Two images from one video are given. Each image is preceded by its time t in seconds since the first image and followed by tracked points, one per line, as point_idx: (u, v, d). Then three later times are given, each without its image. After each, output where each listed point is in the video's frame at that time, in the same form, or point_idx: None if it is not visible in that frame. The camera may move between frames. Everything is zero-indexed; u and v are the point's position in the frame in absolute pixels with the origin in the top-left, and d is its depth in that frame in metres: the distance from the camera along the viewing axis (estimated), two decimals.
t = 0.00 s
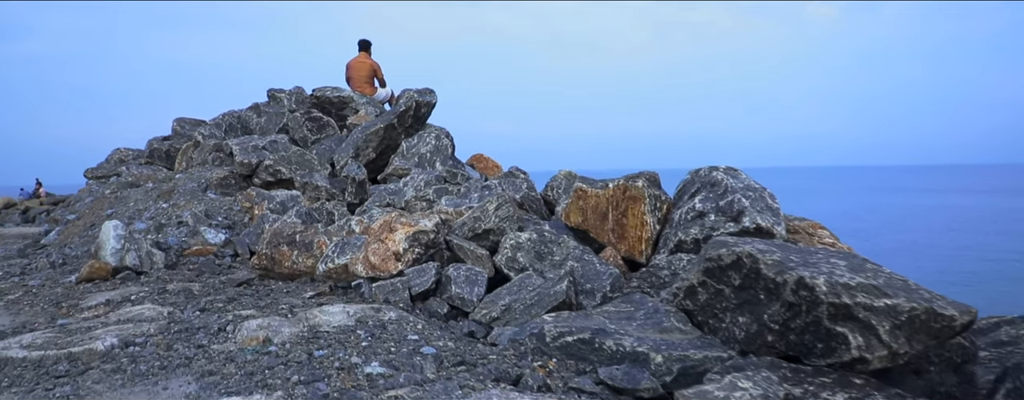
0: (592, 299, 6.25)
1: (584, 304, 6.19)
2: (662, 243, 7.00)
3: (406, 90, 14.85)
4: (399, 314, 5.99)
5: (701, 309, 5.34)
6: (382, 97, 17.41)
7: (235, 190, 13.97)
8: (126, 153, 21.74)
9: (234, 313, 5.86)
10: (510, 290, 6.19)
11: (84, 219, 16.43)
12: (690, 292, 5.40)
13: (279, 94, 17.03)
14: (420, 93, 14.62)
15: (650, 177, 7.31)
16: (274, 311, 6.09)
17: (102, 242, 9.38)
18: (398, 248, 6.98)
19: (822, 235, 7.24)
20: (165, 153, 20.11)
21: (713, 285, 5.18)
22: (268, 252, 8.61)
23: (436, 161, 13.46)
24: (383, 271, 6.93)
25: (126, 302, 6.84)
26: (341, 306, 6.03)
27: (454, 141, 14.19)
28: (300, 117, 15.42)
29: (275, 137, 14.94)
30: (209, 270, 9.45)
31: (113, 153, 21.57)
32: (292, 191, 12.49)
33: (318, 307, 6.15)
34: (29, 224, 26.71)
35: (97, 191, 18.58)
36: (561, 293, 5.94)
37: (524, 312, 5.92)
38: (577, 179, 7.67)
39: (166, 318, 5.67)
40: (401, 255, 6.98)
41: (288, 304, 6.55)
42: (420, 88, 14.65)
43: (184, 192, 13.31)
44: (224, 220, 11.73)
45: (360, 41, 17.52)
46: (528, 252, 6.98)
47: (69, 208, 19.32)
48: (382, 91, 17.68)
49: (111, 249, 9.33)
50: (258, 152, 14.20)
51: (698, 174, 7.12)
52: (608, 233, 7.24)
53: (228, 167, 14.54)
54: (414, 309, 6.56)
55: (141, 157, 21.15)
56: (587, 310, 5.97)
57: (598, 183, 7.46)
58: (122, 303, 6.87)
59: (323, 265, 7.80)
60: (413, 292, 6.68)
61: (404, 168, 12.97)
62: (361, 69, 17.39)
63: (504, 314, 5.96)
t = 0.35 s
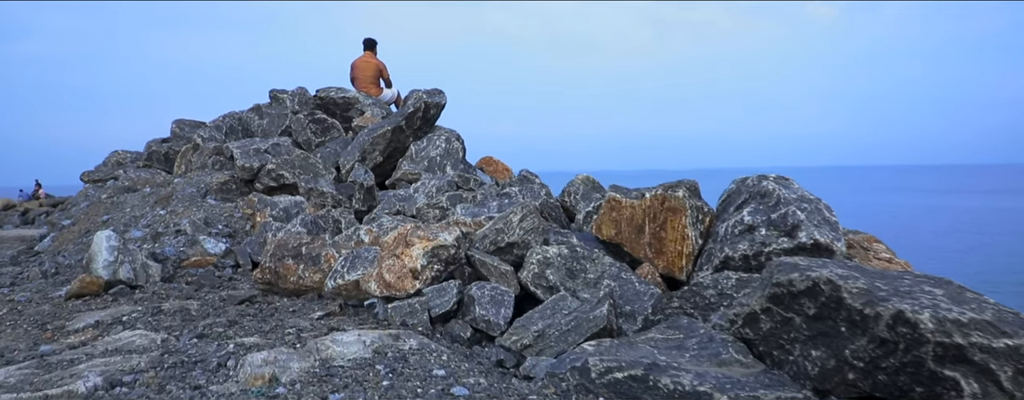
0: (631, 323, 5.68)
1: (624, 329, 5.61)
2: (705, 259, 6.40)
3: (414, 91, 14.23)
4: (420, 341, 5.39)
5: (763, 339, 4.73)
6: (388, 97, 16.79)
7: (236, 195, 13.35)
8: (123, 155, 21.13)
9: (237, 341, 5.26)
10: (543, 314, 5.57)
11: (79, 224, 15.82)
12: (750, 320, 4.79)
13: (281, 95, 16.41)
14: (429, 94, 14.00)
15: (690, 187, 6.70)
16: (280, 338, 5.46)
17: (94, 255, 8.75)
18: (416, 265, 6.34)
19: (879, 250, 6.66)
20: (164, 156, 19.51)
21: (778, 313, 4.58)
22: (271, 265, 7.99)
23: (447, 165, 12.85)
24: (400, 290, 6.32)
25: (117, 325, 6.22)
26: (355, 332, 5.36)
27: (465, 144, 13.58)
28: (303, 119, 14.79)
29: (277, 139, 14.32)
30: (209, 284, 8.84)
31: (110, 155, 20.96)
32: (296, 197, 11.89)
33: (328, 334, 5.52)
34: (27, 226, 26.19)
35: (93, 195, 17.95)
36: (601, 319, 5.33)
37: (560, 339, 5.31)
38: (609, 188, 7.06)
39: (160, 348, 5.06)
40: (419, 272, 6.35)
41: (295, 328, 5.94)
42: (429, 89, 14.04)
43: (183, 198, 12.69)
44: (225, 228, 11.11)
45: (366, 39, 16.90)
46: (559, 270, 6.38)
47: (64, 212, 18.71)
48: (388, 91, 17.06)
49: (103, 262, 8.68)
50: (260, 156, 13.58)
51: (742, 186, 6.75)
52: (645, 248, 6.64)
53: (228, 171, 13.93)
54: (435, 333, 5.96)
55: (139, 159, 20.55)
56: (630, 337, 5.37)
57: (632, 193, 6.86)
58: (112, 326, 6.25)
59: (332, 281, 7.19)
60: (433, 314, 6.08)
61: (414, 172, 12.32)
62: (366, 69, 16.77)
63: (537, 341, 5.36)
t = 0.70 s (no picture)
0: (681, 357, 5.03)
1: (673, 365, 4.95)
2: (756, 282, 5.77)
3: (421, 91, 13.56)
4: (443, 379, 4.75)
5: (842, 382, 4.25)
6: (392, 98, 16.12)
7: (234, 201, 12.69)
8: (120, 158, 20.48)
9: (231, 382, 4.62)
10: (581, 348, 4.90)
11: (72, 230, 15.17)
12: (828, 361, 4.27)
13: (282, 96, 15.73)
14: (437, 95, 13.32)
15: (738, 200, 6.03)
16: (283, 377, 4.80)
17: (80, 271, 8.08)
18: (433, 288, 5.67)
19: (947, 271, 6.01)
20: (161, 159, 18.86)
21: (864, 355, 4.13)
22: (272, 283, 7.33)
23: (456, 170, 12.19)
24: (415, 317, 5.66)
25: (99, 357, 5.57)
26: (368, 371, 4.70)
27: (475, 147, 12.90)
28: (305, 121, 14.11)
29: (278, 143, 13.65)
30: (204, 304, 8.19)
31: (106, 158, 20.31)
32: (298, 205, 11.24)
33: (337, 372, 4.85)
34: (26, 228, 25.64)
35: (87, 200, 17.29)
36: (650, 355, 4.68)
37: (602, 378, 4.66)
38: (646, 200, 6.40)
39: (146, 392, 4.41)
40: (437, 297, 5.68)
41: (298, 361, 5.29)
42: (437, 89, 13.35)
43: (178, 205, 12.04)
44: (223, 238, 10.46)
45: (370, 38, 16.22)
46: (592, 294, 5.73)
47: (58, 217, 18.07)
48: (393, 93, 16.39)
49: (89, 278, 8.01)
50: (260, 161, 12.91)
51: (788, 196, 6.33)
52: (687, 267, 6.00)
53: (226, 176, 13.27)
54: (456, 367, 5.31)
55: (137, 162, 19.89)
56: (681, 375, 4.72)
57: (672, 206, 6.20)
58: (94, 357, 5.60)
59: (339, 303, 6.53)
60: (453, 344, 5.41)
61: (423, 178, 11.58)
62: (370, 69, 16.09)
63: (574, 379, 4.68)
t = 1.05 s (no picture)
0: None
1: None
2: (819, 315, 5.18)
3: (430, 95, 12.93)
4: None
5: None
6: (398, 101, 15.49)
7: (233, 210, 12.05)
8: (116, 162, 19.88)
9: None
10: None
11: (64, 239, 14.53)
12: None
13: (284, 98, 15.08)
14: (447, 98, 12.68)
15: (797, 223, 5.45)
16: None
17: (66, 292, 7.45)
18: (458, 322, 5.03)
19: None
20: (159, 163, 18.24)
21: None
22: (275, 309, 6.69)
23: (468, 178, 11.56)
24: (438, 354, 5.03)
25: None
26: None
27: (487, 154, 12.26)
28: (308, 125, 13.46)
29: (280, 149, 13.00)
30: (201, 330, 7.57)
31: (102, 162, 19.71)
32: (301, 217, 10.60)
33: None
34: (25, 230, 25.07)
35: (81, 206, 16.66)
36: None
37: None
38: (692, 220, 5.80)
39: None
40: (461, 332, 5.03)
41: None
42: (447, 93, 12.71)
43: (174, 215, 11.40)
44: (222, 252, 9.84)
45: (375, 39, 15.58)
46: (638, 328, 5.18)
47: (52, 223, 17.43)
48: (399, 95, 15.76)
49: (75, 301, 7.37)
50: (261, 168, 12.28)
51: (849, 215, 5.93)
52: (739, 298, 5.39)
53: (226, 184, 12.63)
54: None
55: (134, 166, 19.26)
56: None
57: (721, 229, 5.61)
58: None
59: (350, 334, 5.89)
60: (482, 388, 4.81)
61: (434, 187, 10.87)
62: (376, 71, 15.45)
63: None
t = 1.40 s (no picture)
0: None
1: None
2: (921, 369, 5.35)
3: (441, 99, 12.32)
4: None
5: None
6: (406, 105, 14.88)
7: (234, 222, 11.44)
8: (112, 167, 19.27)
9: None
10: None
11: (57, 249, 13.91)
12: None
13: (286, 102, 14.46)
14: (459, 103, 12.05)
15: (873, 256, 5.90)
16: None
17: (51, 319, 6.82)
18: (494, 369, 4.49)
19: None
20: (156, 169, 17.63)
21: None
22: (281, 341, 6.07)
23: (483, 189, 10.95)
24: None
25: None
26: None
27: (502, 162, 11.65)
28: (312, 132, 12.84)
29: (283, 156, 12.38)
30: (200, 360, 6.97)
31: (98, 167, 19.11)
32: (307, 231, 10.00)
33: None
34: (22, 231, 24.45)
35: (75, 214, 16.03)
36: None
37: None
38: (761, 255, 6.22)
39: None
40: (497, 379, 4.51)
41: None
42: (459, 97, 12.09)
43: (172, 227, 10.78)
44: (222, 269, 9.24)
45: (382, 40, 14.95)
46: (697, 375, 4.91)
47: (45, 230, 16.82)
48: (407, 98, 15.14)
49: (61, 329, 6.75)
50: (263, 177, 11.66)
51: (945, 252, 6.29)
52: (808, 334, 5.87)
53: (226, 193, 12.01)
54: None
55: (131, 171, 18.65)
56: None
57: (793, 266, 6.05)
58: None
59: (367, 375, 5.26)
60: None
61: (448, 199, 10.24)
62: (382, 73, 14.82)
63: None
